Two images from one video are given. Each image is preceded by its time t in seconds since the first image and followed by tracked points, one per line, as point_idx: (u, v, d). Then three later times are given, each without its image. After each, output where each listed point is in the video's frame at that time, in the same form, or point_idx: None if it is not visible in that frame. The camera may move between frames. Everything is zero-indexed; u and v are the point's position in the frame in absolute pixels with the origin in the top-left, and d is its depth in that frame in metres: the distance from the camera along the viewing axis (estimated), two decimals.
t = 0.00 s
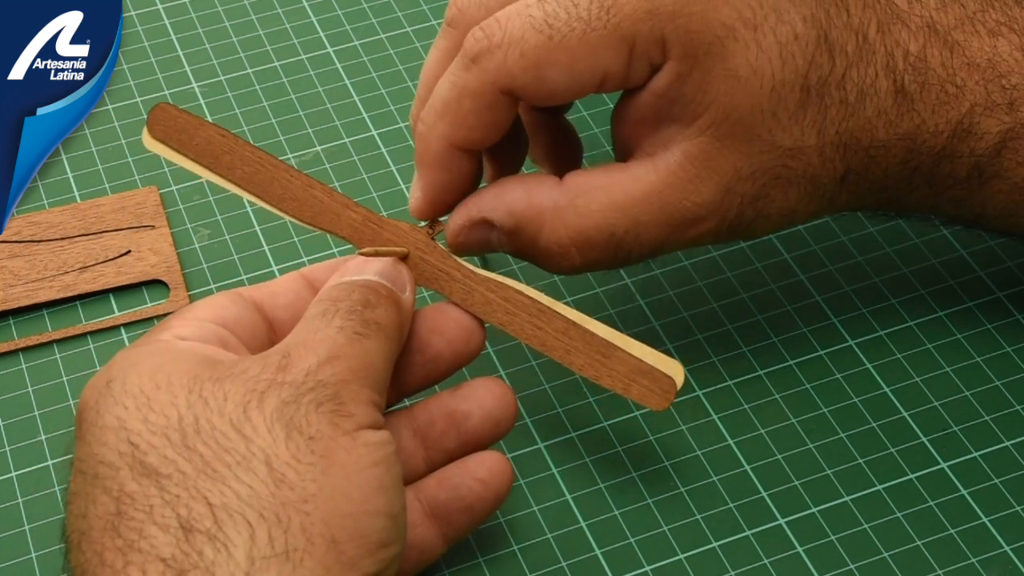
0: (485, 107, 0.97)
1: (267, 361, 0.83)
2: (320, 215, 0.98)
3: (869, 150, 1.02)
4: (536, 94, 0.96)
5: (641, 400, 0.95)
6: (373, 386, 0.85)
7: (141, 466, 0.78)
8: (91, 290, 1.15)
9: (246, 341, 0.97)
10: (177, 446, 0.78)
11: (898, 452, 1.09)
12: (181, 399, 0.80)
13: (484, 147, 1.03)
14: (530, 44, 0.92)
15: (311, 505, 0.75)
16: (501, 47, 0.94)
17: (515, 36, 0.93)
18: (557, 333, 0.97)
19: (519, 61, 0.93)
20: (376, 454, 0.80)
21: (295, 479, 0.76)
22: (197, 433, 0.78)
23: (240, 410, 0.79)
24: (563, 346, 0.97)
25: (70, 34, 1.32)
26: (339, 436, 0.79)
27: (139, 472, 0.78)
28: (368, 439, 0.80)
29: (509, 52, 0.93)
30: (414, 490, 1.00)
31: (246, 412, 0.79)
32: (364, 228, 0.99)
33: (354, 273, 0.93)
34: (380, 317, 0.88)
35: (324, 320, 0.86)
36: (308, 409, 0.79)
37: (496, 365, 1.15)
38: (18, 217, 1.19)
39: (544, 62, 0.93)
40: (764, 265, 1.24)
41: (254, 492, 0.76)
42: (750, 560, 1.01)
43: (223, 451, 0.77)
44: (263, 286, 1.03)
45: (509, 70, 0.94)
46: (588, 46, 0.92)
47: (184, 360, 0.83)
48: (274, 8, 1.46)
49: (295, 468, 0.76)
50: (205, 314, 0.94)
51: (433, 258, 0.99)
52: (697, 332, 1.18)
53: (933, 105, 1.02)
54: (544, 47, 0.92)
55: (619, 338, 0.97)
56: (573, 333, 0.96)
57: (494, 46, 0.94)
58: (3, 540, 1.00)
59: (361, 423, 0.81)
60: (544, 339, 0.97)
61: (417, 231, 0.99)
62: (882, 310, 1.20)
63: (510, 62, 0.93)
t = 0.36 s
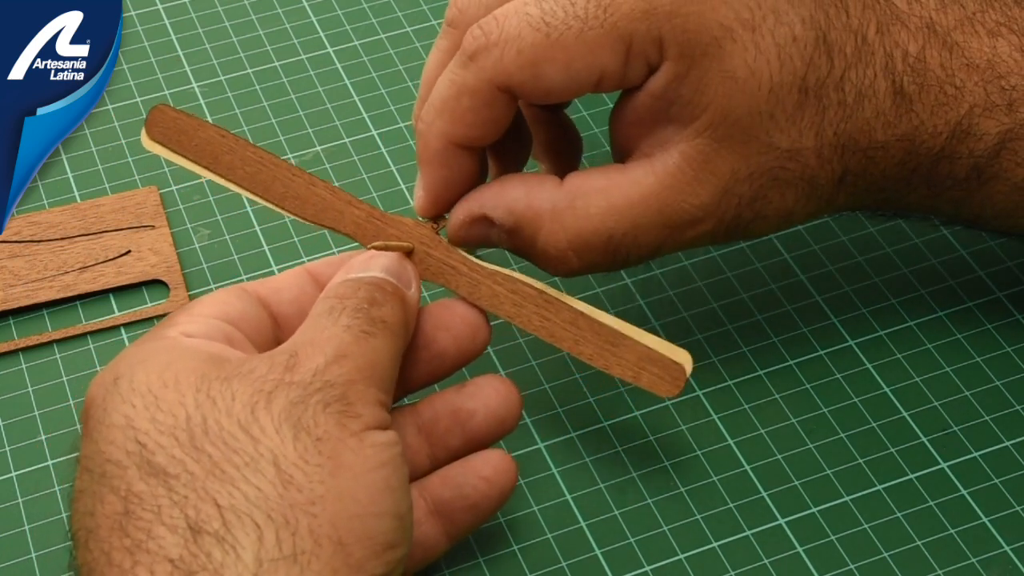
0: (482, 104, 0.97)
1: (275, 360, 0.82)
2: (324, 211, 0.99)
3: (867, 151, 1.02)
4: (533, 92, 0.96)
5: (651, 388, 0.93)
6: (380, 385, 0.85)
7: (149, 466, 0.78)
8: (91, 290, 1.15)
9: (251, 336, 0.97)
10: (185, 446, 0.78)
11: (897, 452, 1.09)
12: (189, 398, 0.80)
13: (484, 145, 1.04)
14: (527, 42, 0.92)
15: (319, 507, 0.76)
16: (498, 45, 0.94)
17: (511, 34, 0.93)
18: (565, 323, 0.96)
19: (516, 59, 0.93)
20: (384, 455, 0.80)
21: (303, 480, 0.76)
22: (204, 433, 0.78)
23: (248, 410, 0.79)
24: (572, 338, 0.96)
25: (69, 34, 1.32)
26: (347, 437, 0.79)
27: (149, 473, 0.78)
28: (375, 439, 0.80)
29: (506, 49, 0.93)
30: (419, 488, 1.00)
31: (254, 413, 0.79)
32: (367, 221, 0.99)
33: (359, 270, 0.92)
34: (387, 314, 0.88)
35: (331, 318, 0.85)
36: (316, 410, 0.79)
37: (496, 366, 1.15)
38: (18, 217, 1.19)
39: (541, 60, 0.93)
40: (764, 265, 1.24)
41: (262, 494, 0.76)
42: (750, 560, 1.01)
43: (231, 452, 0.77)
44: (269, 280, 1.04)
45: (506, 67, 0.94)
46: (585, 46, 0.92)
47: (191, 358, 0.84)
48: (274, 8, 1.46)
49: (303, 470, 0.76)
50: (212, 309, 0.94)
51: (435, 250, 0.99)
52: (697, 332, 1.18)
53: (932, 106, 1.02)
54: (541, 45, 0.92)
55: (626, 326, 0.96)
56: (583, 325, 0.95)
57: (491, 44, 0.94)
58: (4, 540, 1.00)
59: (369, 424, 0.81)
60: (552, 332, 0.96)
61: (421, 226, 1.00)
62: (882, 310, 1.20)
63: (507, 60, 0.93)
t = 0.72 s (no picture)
0: (487, 95, 0.97)
1: (285, 359, 0.82)
2: (335, 201, 0.99)
3: (870, 146, 1.02)
4: (538, 84, 0.96)
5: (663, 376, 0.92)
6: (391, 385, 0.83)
7: (158, 471, 0.79)
8: (91, 290, 1.15)
9: (255, 320, 0.98)
10: (193, 450, 0.78)
11: (897, 452, 1.08)
12: (198, 400, 0.80)
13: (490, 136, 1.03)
14: (533, 33, 0.92)
15: (326, 514, 0.75)
16: (503, 36, 0.93)
17: (517, 25, 0.93)
18: (576, 310, 0.95)
19: (521, 49, 0.93)
20: (391, 459, 0.79)
21: (310, 487, 0.76)
22: (212, 437, 0.78)
23: (256, 413, 0.79)
24: (583, 325, 0.95)
25: (70, 34, 1.32)
26: (355, 441, 0.78)
27: (157, 477, 0.78)
28: (383, 442, 0.80)
29: (511, 39, 0.93)
30: (432, 454, 1.00)
31: (261, 416, 0.79)
32: (379, 212, 1.00)
33: (376, 268, 0.91)
34: (400, 309, 0.87)
35: (343, 314, 0.84)
36: (325, 412, 0.79)
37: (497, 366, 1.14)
38: (18, 217, 1.19)
39: (546, 52, 0.93)
40: (765, 266, 1.24)
41: (269, 500, 0.76)
42: (750, 560, 1.01)
43: (238, 457, 0.77)
44: (261, 259, 1.03)
45: (511, 58, 0.93)
46: (592, 37, 0.92)
47: (200, 358, 0.83)
48: (274, 8, 1.46)
49: (309, 476, 0.76)
50: (215, 298, 0.95)
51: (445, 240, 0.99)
52: (696, 333, 1.18)
53: (935, 102, 1.02)
54: (546, 36, 0.92)
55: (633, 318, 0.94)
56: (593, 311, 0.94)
57: (496, 35, 0.94)
58: (3, 540, 1.00)
59: (379, 426, 0.80)
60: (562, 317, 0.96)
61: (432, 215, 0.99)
62: (882, 311, 1.20)
63: (512, 50, 0.93)
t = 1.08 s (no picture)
0: (486, 92, 0.97)
1: (278, 359, 0.81)
2: (336, 200, 0.98)
3: (872, 144, 1.01)
4: (535, 81, 0.95)
5: (659, 381, 0.94)
6: (385, 384, 0.82)
7: (149, 473, 0.79)
8: (91, 290, 1.14)
9: (247, 318, 0.99)
10: (184, 452, 0.79)
11: (898, 452, 1.08)
12: (189, 402, 0.80)
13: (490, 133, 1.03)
14: (531, 29, 0.92)
15: (313, 514, 0.75)
16: (500, 33, 0.93)
17: (514, 22, 0.93)
18: (576, 315, 0.96)
19: (519, 47, 0.93)
20: (381, 457, 0.78)
21: (298, 487, 0.76)
22: (202, 438, 0.79)
23: (246, 414, 0.79)
24: (581, 329, 0.96)
25: (70, 34, 1.32)
26: (344, 439, 0.78)
27: (149, 480, 0.79)
28: (374, 440, 0.79)
29: (508, 36, 0.93)
30: (431, 443, 1.00)
31: (251, 416, 0.78)
32: (379, 212, 0.99)
33: (386, 263, 0.90)
34: (401, 306, 0.86)
35: (342, 312, 0.84)
36: (314, 412, 0.78)
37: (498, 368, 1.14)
38: (18, 217, 1.19)
39: (544, 48, 0.92)
40: (764, 266, 1.23)
41: (257, 501, 0.76)
42: (750, 560, 1.01)
43: (227, 458, 0.77)
44: (249, 255, 1.02)
45: (508, 54, 0.93)
46: (589, 35, 0.91)
47: (192, 359, 0.83)
48: (274, 8, 1.46)
49: (298, 476, 0.76)
50: (206, 297, 0.95)
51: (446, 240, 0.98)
52: (697, 332, 1.17)
53: (936, 99, 1.02)
54: (543, 33, 0.92)
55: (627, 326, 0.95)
56: (593, 318, 0.95)
57: (493, 32, 0.94)
58: (3, 540, 1.00)
59: (368, 425, 0.79)
60: (562, 321, 0.96)
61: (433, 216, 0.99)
62: (882, 311, 1.19)
63: (509, 46, 0.93)
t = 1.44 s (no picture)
0: (485, 86, 0.97)
1: (284, 356, 0.81)
2: (336, 202, 0.98)
3: (873, 141, 1.01)
4: (535, 76, 0.95)
5: (666, 376, 0.96)
6: (391, 381, 0.81)
7: (156, 470, 0.79)
8: (91, 290, 1.14)
9: (245, 310, 0.99)
10: (190, 450, 0.79)
11: (897, 452, 1.08)
12: (195, 399, 0.80)
13: (490, 128, 1.03)
14: (531, 24, 0.92)
15: (319, 512, 0.75)
16: (500, 27, 0.93)
17: (514, 16, 0.93)
18: (579, 311, 0.96)
19: (519, 41, 0.93)
20: (387, 455, 0.79)
21: (303, 485, 0.76)
22: (208, 436, 0.79)
23: (252, 412, 0.79)
24: (585, 326, 0.96)
25: (70, 34, 1.32)
26: (350, 438, 0.78)
27: (156, 478, 0.79)
28: (380, 438, 0.79)
29: (508, 30, 0.93)
30: (435, 433, 0.99)
31: (257, 414, 0.78)
32: (380, 213, 0.99)
33: (395, 260, 0.89)
34: (410, 304, 0.84)
35: (351, 307, 0.82)
36: (319, 411, 0.78)
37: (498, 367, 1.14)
38: (18, 217, 1.18)
39: (544, 42, 0.92)
40: (764, 266, 1.23)
41: (262, 499, 0.76)
42: (750, 560, 1.01)
43: (233, 456, 0.77)
44: (246, 249, 1.03)
45: (507, 47, 0.93)
46: (589, 29, 0.91)
47: (198, 356, 0.83)
48: (274, 8, 1.46)
49: (303, 474, 0.76)
50: (207, 292, 0.95)
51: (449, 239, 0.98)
52: (697, 333, 1.17)
53: (936, 97, 1.02)
54: (544, 27, 0.92)
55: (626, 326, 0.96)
56: (597, 313, 0.96)
57: (493, 26, 0.94)
58: (3, 540, 1.00)
59: (374, 423, 0.79)
60: (565, 318, 0.96)
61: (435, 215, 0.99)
62: (882, 311, 1.19)
63: (509, 41, 0.93)
